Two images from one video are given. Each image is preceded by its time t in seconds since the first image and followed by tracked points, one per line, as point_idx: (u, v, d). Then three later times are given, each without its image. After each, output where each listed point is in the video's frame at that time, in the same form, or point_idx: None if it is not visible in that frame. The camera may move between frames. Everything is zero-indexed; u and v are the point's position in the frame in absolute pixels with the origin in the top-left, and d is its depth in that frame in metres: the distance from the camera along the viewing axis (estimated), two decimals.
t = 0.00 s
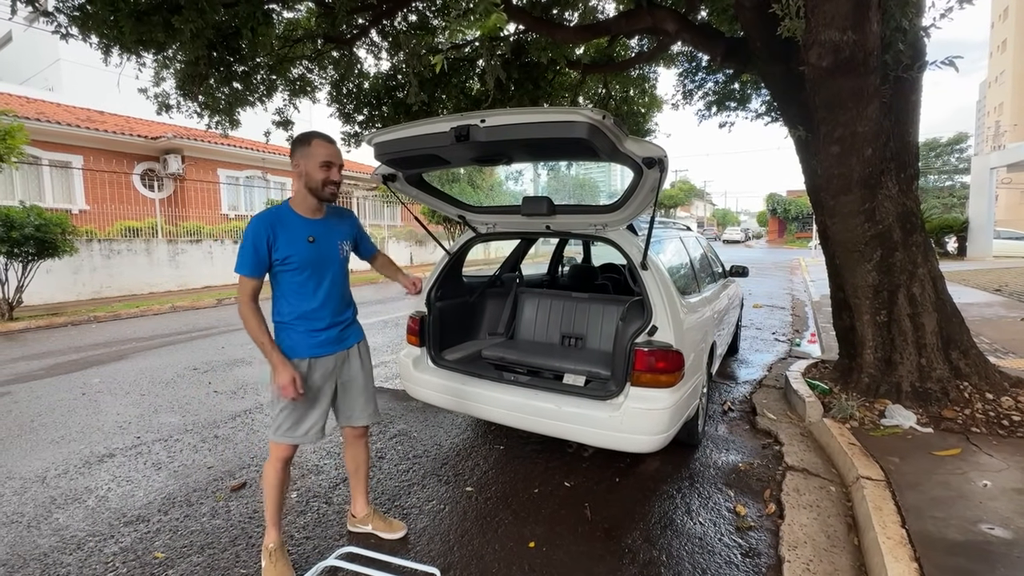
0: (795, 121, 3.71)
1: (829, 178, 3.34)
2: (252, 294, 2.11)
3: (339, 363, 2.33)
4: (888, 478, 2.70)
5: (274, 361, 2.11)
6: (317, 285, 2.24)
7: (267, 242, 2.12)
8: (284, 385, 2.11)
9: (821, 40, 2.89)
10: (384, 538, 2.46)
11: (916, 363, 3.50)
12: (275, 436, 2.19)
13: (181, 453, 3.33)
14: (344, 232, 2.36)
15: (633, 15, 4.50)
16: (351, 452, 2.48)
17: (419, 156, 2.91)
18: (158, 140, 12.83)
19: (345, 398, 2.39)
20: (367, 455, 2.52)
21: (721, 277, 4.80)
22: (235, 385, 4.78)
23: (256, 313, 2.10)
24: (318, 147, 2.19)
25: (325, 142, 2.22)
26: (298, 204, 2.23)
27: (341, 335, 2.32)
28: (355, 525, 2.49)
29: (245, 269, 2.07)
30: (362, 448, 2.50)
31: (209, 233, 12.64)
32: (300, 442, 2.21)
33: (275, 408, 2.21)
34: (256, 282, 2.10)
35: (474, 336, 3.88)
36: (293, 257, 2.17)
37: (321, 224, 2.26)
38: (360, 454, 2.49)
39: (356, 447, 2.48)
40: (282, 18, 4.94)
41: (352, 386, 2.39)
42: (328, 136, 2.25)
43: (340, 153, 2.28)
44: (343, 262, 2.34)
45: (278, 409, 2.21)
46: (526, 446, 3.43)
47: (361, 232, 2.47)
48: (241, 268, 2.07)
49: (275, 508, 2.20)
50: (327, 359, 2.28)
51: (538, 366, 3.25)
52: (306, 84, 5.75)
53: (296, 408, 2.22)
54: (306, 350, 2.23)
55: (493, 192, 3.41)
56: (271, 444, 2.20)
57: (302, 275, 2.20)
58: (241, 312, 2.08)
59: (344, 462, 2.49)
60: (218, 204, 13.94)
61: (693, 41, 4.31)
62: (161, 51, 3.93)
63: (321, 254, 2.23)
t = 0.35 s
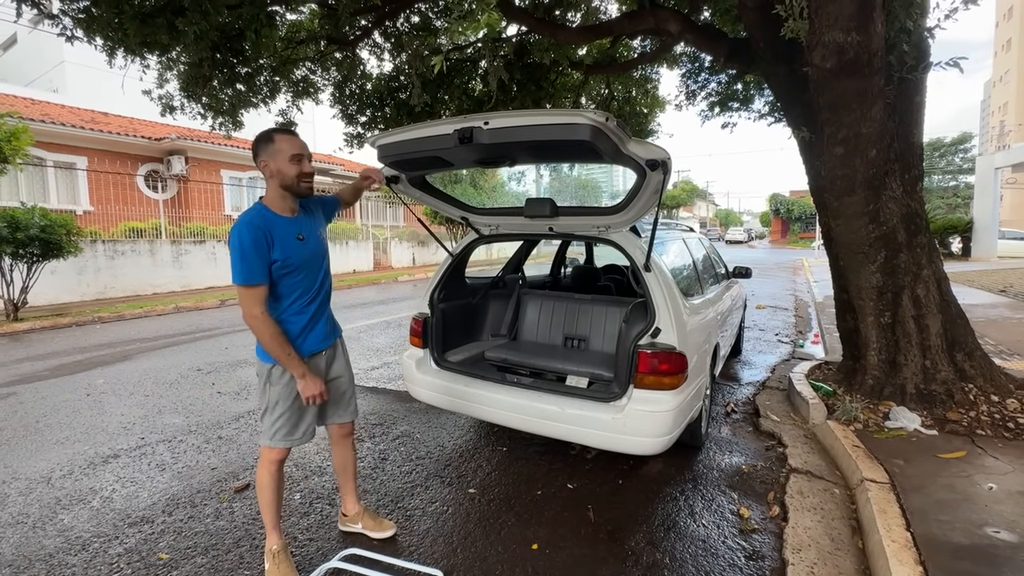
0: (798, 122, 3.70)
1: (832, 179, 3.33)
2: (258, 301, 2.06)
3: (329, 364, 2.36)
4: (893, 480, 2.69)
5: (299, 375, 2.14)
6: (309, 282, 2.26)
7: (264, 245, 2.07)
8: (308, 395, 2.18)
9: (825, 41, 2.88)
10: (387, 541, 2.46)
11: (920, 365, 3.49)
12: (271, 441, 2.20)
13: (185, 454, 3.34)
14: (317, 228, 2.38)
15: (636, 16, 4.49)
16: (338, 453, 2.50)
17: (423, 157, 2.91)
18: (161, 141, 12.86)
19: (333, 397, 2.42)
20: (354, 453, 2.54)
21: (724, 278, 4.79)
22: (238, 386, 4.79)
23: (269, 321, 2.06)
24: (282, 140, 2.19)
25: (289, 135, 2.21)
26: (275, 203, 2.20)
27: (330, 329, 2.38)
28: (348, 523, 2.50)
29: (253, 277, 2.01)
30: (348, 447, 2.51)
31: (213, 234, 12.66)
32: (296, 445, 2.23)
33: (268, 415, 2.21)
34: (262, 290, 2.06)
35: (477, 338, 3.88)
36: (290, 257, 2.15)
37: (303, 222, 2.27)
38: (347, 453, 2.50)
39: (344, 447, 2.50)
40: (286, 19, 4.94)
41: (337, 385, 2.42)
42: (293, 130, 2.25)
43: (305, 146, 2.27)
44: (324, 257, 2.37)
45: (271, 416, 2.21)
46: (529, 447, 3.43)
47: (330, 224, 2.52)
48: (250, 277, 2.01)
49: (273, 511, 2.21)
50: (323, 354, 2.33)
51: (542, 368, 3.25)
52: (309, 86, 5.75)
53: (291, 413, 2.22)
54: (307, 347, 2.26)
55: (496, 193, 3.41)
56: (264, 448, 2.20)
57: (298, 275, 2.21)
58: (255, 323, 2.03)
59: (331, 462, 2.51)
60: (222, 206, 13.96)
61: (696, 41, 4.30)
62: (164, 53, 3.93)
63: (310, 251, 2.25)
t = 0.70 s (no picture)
0: (802, 121, 3.69)
1: (836, 178, 3.32)
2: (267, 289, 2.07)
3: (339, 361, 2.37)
4: (897, 480, 2.68)
5: (310, 354, 2.13)
6: (318, 273, 2.27)
7: (270, 236, 2.09)
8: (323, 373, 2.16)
9: (828, 40, 2.88)
10: (390, 539, 2.46)
11: (924, 365, 3.48)
12: (280, 438, 2.21)
13: (189, 452, 3.35)
14: (327, 220, 2.39)
15: (638, 15, 4.49)
16: (340, 451, 2.52)
17: (426, 157, 2.91)
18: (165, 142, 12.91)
19: (343, 396, 2.42)
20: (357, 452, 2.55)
21: (727, 278, 4.78)
22: (242, 385, 4.80)
23: (277, 306, 2.07)
24: (277, 141, 2.22)
25: (286, 135, 2.23)
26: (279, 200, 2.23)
27: (340, 320, 2.38)
28: (351, 522, 2.51)
29: (258, 265, 2.03)
30: (353, 445, 2.53)
31: (216, 234, 12.69)
32: (304, 443, 2.22)
33: (277, 411, 2.22)
34: (269, 271, 2.07)
35: (480, 337, 3.88)
36: (296, 247, 2.17)
37: (308, 214, 2.28)
38: (351, 451, 2.52)
39: (347, 446, 2.52)
40: (289, 20, 4.96)
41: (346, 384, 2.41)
42: (294, 131, 2.27)
43: (305, 146, 2.28)
44: (334, 248, 2.38)
45: (280, 412, 2.22)
46: (532, 446, 3.43)
47: (342, 219, 2.53)
48: (256, 258, 2.03)
49: (279, 508, 2.22)
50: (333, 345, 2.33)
51: (544, 368, 3.25)
52: (312, 87, 5.74)
53: (299, 410, 2.24)
54: (317, 337, 2.26)
55: (498, 193, 3.41)
56: (273, 445, 2.22)
57: (306, 263, 2.22)
58: (262, 304, 2.04)
59: (335, 461, 2.52)
60: (224, 207, 13.66)
61: (699, 41, 4.30)
62: (169, 54, 3.95)
63: (318, 243, 2.26)
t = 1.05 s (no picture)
0: (805, 122, 3.69)
1: (840, 179, 3.32)
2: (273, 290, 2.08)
3: (345, 361, 2.37)
4: (901, 481, 2.68)
5: (290, 368, 2.11)
6: (325, 272, 2.27)
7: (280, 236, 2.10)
8: (293, 394, 2.12)
9: (832, 41, 2.88)
10: (393, 540, 2.47)
11: (928, 366, 3.47)
12: (287, 437, 2.21)
13: (193, 453, 3.36)
14: (335, 221, 2.39)
15: (641, 16, 4.49)
16: (344, 451, 2.53)
17: (429, 158, 2.92)
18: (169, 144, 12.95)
19: (350, 395, 2.43)
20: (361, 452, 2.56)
21: (730, 279, 4.77)
22: (246, 386, 4.82)
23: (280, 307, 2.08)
24: (289, 143, 2.24)
25: (297, 138, 2.25)
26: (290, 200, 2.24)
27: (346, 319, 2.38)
28: (355, 523, 2.51)
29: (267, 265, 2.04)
30: (356, 445, 2.54)
31: (219, 235, 12.71)
32: (310, 442, 2.23)
33: (284, 410, 2.23)
34: (278, 268, 2.08)
35: (483, 338, 3.89)
36: (304, 247, 2.17)
37: (316, 215, 2.28)
38: (354, 451, 2.53)
39: (350, 445, 2.53)
40: (293, 22, 4.97)
41: (352, 383, 2.42)
42: (304, 134, 2.28)
43: (316, 149, 2.28)
44: (341, 249, 2.38)
45: (287, 411, 2.22)
46: (535, 447, 3.43)
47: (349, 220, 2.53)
48: (265, 259, 2.03)
49: (285, 508, 2.22)
50: (338, 345, 2.33)
51: (547, 368, 3.25)
52: (315, 88, 5.75)
53: (305, 409, 2.24)
54: (322, 337, 2.27)
55: (501, 194, 3.41)
56: (280, 443, 2.22)
57: (313, 265, 2.22)
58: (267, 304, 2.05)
59: (340, 461, 2.53)
60: (229, 207, 13.68)
61: (702, 42, 4.30)
62: (173, 56, 3.96)
63: (326, 243, 2.27)
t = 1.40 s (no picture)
0: (807, 122, 3.68)
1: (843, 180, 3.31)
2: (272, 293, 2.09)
3: (344, 360, 2.37)
4: (905, 483, 2.66)
5: (301, 369, 2.15)
6: (325, 274, 2.26)
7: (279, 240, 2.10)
8: (311, 391, 2.18)
9: (833, 41, 2.88)
10: (393, 541, 2.46)
11: (932, 367, 3.45)
12: (287, 437, 2.21)
13: (193, 453, 3.35)
14: (337, 222, 2.38)
15: (643, 17, 4.49)
16: (344, 452, 2.52)
17: (430, 159, 2.92)
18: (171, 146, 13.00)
19: (350, 395, 2.42)
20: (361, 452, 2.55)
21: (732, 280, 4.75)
22: (247, 387, 4.82)
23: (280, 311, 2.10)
24: (294, 144, 2.22)
25: (302, 139, 2.23)
26: (292, 203, 2.23)
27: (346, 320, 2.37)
28: (355, 523, 2.50)
29: (265, 270, 2.05)
30: (355, 445, 2.53)
31: (221, 237, 12.71)
32: (310, 442, 2.23)
33: (284, 410, 2.22)
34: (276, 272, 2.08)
35: (484, 339, 3.88)
36: (303, 250, 2.17)
37: (318, 217, 2.27)
38: (354, 451, 2.52)
39: (350, 446, 2.52)
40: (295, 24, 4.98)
41: (351, 382, 2.42)
42: (310, 134, 2.27)
43: (320, 149, 2.28)
44: (343, 250, 2.37)
45: (286, 412, 2.22)
46: (536, 448, 3.42)
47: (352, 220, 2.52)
48: (263, 267, 2.04)
49: (285, 508, 2.21)
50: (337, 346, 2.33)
51: (548, 369, 3.24)
52: (317, 90, 5.76)
53: (305, 409, 2.23)
54: (320, 339, 2.26)
55: (503, 195, 3.41)
56: (280, 444, 2.21)
57: (314, 267, 2.22)
58: (268, 313, 2.08)
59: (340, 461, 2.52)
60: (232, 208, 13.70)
61: (703, 43, 4.29)
62: (175, 57, 3.97)
63: (326, 245, 2.26)
